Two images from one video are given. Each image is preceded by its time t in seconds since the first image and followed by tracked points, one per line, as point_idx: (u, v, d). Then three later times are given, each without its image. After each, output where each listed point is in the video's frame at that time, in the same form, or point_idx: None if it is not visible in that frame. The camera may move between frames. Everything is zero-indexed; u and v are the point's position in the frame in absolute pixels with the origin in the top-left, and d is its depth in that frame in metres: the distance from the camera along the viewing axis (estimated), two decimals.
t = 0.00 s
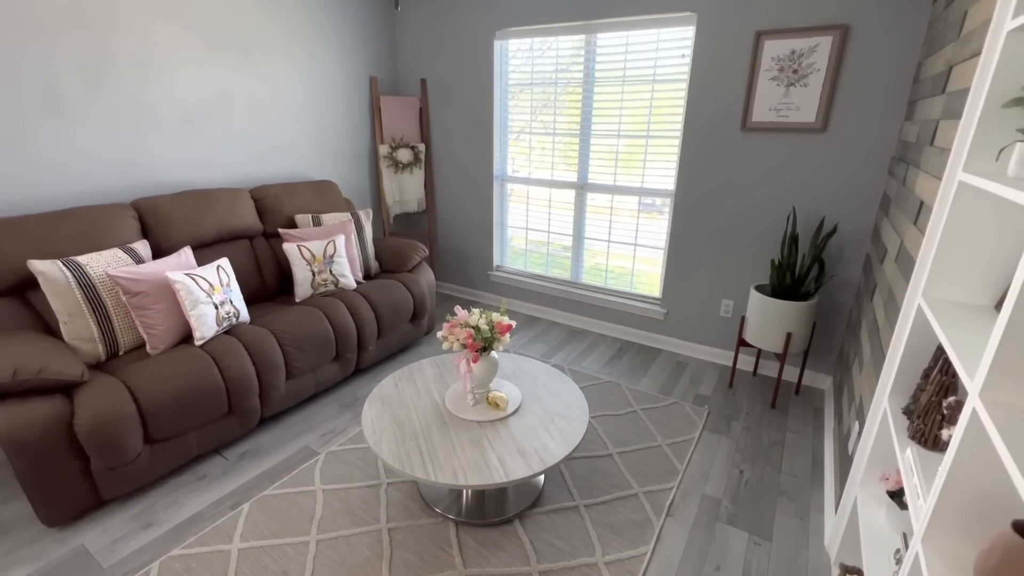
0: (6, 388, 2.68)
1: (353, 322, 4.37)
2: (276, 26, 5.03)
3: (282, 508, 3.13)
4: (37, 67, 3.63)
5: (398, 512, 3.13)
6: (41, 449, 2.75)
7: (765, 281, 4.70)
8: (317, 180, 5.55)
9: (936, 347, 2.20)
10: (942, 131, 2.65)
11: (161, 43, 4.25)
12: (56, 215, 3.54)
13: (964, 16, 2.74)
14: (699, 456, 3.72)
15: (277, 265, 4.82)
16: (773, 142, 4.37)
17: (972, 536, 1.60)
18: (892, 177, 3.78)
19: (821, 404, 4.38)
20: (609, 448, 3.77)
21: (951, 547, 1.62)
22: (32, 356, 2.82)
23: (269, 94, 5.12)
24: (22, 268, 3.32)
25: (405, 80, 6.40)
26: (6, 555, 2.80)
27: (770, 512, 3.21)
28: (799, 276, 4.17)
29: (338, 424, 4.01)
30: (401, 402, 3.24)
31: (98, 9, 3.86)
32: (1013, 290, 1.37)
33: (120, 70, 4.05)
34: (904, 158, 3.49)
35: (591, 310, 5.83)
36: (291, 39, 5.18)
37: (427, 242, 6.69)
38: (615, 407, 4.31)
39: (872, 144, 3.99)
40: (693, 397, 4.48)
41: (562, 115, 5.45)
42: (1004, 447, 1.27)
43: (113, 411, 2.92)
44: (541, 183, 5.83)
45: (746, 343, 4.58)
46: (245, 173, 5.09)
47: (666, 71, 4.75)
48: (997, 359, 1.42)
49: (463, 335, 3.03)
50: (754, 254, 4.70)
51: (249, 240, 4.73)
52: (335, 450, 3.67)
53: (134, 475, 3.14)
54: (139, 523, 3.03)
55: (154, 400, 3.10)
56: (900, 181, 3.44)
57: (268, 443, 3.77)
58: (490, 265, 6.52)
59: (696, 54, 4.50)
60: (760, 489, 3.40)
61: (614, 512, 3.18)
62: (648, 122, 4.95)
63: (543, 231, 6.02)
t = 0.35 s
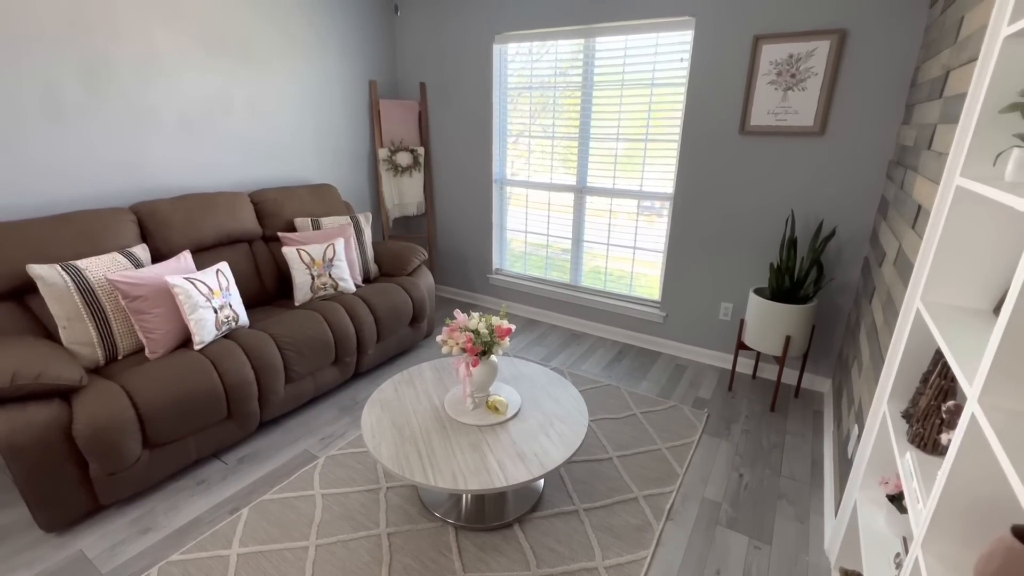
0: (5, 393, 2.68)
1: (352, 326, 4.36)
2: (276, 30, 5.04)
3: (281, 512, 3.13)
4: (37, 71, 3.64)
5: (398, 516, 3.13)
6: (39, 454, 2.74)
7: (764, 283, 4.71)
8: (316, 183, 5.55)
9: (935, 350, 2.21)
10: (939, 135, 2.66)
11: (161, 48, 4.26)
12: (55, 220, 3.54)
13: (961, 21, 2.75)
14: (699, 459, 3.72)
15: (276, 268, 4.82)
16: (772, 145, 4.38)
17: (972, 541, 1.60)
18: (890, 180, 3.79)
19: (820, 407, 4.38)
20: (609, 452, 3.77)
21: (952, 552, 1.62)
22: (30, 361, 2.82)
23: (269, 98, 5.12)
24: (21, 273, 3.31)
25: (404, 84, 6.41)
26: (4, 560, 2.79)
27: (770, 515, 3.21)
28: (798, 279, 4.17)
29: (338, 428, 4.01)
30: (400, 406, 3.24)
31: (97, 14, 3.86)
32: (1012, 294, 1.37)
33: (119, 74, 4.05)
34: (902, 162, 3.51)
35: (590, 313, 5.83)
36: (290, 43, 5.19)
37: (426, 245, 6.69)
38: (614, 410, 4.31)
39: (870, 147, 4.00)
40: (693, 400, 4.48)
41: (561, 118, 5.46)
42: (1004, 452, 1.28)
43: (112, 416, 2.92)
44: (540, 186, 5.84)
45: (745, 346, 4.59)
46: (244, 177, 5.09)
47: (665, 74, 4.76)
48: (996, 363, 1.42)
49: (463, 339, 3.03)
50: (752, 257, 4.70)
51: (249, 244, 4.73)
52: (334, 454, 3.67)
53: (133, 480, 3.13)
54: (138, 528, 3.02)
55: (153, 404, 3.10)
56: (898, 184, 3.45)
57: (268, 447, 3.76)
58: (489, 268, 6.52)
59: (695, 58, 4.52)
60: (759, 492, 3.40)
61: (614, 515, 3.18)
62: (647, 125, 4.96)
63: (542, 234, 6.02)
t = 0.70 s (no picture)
0: (2, 400, 2.67)
1: (351, 331, 4.36)
2: (275, 36, 5.06)
3: (279, 519, 3.11)
4: (36, 77, 3.64)
5: (396, 522, 3.12)
6: (36, 461, 2.73)
7: (762, 288, 4.72)
8: (315, 188, 5.56)
9: (933, 355, 2.21)
10: (934, 142, 2.68)
11: (160, 54, 4.28)
12: (54, 225, 3.54)
13: (956, 28, 2.78)
14: (698, 464, 3.72)
15: (274, 273, 4.81)
16: (770, 151, 4.40)
17: (970, 546, 1.60)
18: (887, 185, 3.81)
19: (819, 412, 4.38)
20: (608, 457, 3.77)
21: (951, 558, 1.62)
22: (28, 367, 2.81)
23: (268, 103, 5.13)
24: (19, 279, 3.31)
25: (403, 89, 6.43)
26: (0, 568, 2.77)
27: (769, 521, 3.21)
28: (795, 284, 4.19)
29: (336, 433, 4.00)
30: (400, 412, 3.24)
31: (97, 20, 3.87)
32: (1009, 302, 1.38)
33: (119, 80, 4.06)
34: (898, 168, 3.53)
35: (589, 318, 5.84)
36: (290, 50, 5.21)
37: (425, 250, 6.69)
38: (613, 415, 4.31)
39: (867, 153, 4.02)
40: (691, 405, 4.49)
41: (559, 124, 5.48)
42: (1001, 458, 1.28)
43: (109, 423, 2.91)
44: (539, 191, 5.85)
45: (744, 350, 4.59)
46: (243, 182, 5.10)
47: (662, 80, 4.79)
48: (993, 369, 1.43)
49: (462, 345, 3.04)
50: (750, 262, 4.72)
51: (247, 249, 4.73)
52: (333, 460, 3.66)
53: (130, 486, 3.12)
54: (136, 535, 3.01)
55: (151, 411, 3.09)
56: (895, 189, 3.47)
57: (266, 453, 3.75)
58: (488, 273, 6.53)
59: (692, 64, 4.55)
60: (759, 497, 3.40)
61: (613, 521, 3.17)
62: (645, 130, 4.98)
63: (541, 239, 6.04)
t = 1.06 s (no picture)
0: None
1: (349, 334, 4.36)
2: (274, 41, 5.07)
3: (276, 524, 3.10)
4: (35, 82, 3.65)
5: (394, 527, 3.11)
6: (32, 466, 2.71)
7: (760, 291, 4.73)
8: (313, 192, 5.56)
9: (930, 357, 2.22)
10: (930, 146, 2.70)
11: (158, 59, 4.28)
12: (52, 229, 3.54)
13: (950, 34, 2.80)
14: (697, 468, 3.72)
15: (273, 277, 4.81)
16: (767, 155, 4.42)
17: (969, 550, 1.60)
18: (883, 189, 3.83)
19: (817, 416, 4.39)
20: (607, 461, 3.76)
21: (950, 562, 1.62)
22: (25, 371, 2.81)
23: (266, 108, 5.14)
24: (17, 282, 3.30)
25: (401, 93, 6.45)
26: None
27: (768, 525, 3.21)
28: (793, 287, 4.20)
29: (334, 438, 3.99)
30: (398, 416, 3.23)
31: (95, 25, 3.88)
32: (1005, 305, 1.39)
33: (117, 84, 4.07)
34: (894, 172, 3.54)
35: (587, 321, 5.84)
36: (288, 54, 5.22)
37: (423, 254, 6.69)
38: (612, 419, 4.30)
39: (863, 157, 4.04)
40: (690, 409, 4.49)
41: (557, 128, 5.50)
42: (999, 461, 1.28)
43: (106, 427, 2.90)
44: (537, 195, 5.87)
45: (742, 354, 4.60)
46: (242, 186, 5.10)
47: (660, 85, 4.81)
48: (989, 373, 1.43)
49: (460, 348, 3.04)
50: (748, 265, 4.73)
51: (246, 253, 4.73)
52: (331, 464, 3.65)
53: (127, 491, 3.10)
54: (132, 540, 2.99)
55: (148, 415, 3.08)
56: (891, 194, 3.49)
57: (264, 457, 3.74)
58: (486, 277, 6.53)
59: (689, 69, 4.57)
60: (757, 501, 3.40)
61: (612, 525, 3.17)
62: (643, 134, 5.00)
63: (539, 242, 6.04)
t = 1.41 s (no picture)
0: None
1: (347, 338, 4.35)
2: (273, 46, 5.09)
3: (274, 529, 3.09)
4: (34, 86, 3.65)
5: (392, 532, 3.09)
6: (28, 470, 2.70)
7: (758, 295, 4.73)
8: (312, 196, 5.56)
9: (929, 361, 2.22)
10: (926, 151, 2.71)
11: (158, 63, 4.29)
12: (49, 232, 3.53)
13: (945, 39, 2.82)
14: (697, 472, 3.71)
15: (271, 281, 4.80)
16: (764, 159, 4.43)
17: (968, 554, 1.60)
18: (881, 193, 3.84)
19: (816, 419, 4.39)
20: (605, 465, 3.75)
21: (950, 566, 1.62)
22: (21, 375, 2.79)
23: (265, 112, 5.15)
24: (14, 286, 3.29)
25: (400, 97, 6.46)
26: None
27: (767, 529, 3.20)
28: (791, 291, 4.21)
29: (332, 442, 3.98)
30: (396, 420, 3.22)
31: (95, 29, 3.89)
32: (1002, 309, 1.39)
33: (116, 88, 4.07)
34: (891, 176, 3.55)
35: (585, 325, 5.84)
36: (287, 59, 5.23)
37: (421, 258, 6.69)
38: (611, 423, 4.29)
39: (860, 161, 4.06)
40: (689, 412, 4.48)
41: (556, 132, 5.52)
42: (997, 464, 1.28)
43: (103, 431, 2.88)
44: (535, 198, 5.87)
45: (741, 358, 4.60)
46: (240, 189, 5.10)
47: (658, 89, 4.83)
48: (988, 376, 1.43)
49: (458, 352, 3.03)
50: (746, 268, 4.74)
51: (244, 256, 4.72)
52: (329, 469, 3.63)
53: (123, 496, 3.09)
54: (128, 546, 2.97)
55: (145, 419, 3.07)
56: (888, 198, 3.50)
57: (261, 462, 3.72)
58: (485, 280, 6.52)
59: (687, 73, 4.59)
60: (757, 505, 3.39)
61: (611, 530, 3.16)
62: (641, 138, 5.02)
63: (538, 246, 6.05)
